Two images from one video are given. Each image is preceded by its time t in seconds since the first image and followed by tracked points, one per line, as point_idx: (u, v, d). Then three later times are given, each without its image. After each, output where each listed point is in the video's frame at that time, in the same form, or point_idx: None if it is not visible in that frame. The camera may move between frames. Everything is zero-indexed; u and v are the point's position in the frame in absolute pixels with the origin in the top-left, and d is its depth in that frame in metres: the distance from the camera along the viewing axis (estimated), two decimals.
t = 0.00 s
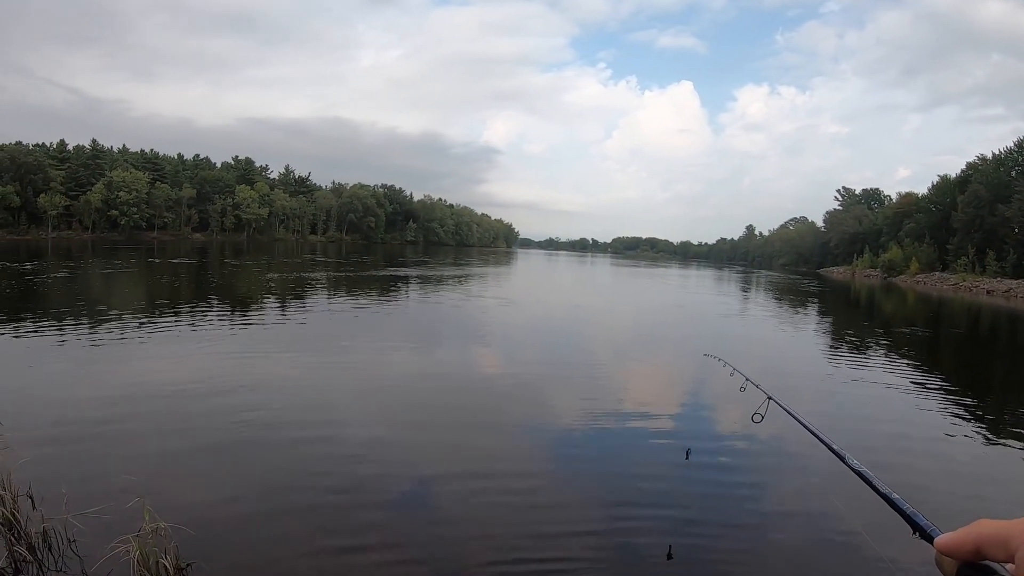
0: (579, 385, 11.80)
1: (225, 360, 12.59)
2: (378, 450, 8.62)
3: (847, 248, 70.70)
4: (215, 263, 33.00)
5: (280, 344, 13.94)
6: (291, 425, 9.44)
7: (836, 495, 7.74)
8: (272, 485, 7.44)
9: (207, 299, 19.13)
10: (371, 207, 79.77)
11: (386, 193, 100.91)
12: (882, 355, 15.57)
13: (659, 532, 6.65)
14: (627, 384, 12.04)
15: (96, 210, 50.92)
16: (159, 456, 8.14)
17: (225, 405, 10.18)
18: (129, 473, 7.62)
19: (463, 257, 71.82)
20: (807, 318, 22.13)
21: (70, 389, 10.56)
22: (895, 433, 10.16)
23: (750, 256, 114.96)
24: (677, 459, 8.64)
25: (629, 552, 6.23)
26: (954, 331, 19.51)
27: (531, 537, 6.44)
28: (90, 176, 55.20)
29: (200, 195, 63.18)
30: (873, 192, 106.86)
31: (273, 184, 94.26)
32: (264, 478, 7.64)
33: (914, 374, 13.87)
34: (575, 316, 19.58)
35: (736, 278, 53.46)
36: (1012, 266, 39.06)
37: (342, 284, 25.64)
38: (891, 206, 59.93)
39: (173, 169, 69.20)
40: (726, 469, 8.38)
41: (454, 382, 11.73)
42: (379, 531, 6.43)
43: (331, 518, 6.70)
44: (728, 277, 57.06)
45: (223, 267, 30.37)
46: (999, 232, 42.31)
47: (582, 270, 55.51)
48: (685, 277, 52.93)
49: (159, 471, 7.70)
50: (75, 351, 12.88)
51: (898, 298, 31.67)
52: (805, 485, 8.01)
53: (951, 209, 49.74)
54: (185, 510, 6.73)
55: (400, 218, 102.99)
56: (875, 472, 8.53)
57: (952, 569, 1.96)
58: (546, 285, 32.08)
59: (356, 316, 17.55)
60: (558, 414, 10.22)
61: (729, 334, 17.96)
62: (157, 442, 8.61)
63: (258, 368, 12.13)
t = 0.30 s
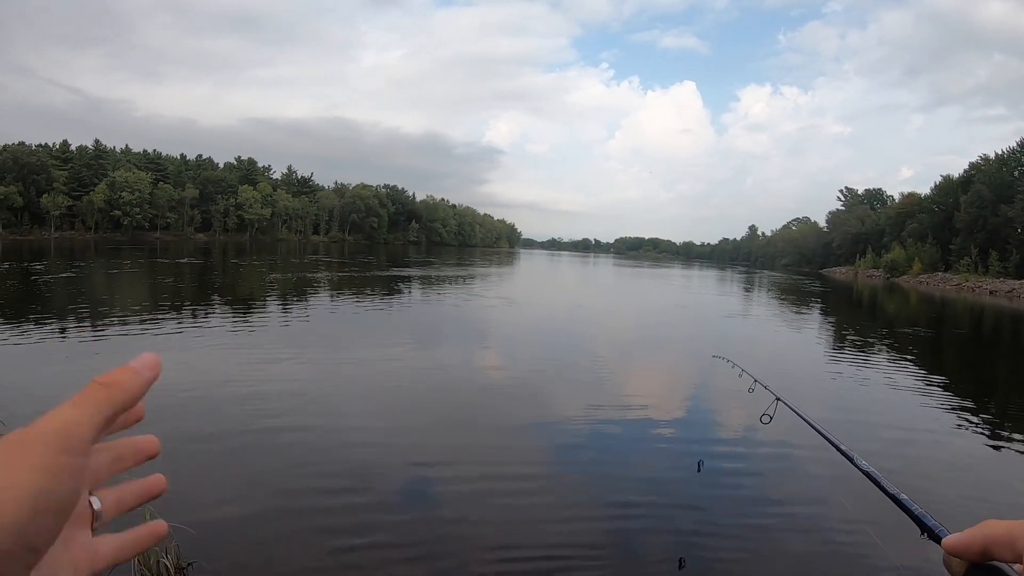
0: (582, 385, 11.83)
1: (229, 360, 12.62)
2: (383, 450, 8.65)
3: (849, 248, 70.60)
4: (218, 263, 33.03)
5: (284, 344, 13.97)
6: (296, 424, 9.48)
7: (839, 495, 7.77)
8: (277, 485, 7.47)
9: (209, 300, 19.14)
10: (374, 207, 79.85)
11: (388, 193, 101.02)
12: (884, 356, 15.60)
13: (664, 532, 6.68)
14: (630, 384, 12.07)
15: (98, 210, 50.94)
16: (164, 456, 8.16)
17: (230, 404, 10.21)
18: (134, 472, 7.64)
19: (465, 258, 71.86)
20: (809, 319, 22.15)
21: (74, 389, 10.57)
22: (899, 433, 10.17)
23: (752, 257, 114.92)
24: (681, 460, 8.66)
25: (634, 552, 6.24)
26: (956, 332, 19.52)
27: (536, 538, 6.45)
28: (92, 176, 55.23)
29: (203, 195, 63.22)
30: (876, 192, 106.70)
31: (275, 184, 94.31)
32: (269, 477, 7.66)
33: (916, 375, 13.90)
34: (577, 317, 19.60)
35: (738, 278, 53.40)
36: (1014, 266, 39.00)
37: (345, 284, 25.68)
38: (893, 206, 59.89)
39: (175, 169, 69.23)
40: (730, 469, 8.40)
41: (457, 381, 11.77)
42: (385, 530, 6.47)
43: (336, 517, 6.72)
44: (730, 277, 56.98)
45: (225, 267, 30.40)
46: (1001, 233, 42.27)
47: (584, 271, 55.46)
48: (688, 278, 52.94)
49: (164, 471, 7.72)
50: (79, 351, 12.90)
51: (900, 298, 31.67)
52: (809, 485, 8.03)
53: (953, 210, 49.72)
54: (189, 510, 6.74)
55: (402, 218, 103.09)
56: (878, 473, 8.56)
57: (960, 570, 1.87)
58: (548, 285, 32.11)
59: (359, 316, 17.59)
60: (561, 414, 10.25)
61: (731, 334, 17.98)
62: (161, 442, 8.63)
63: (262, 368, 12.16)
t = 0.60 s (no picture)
0: (583, 385, 11.84)
1: (231, 361, 12.63)
2: (384, 451, 8.66)
3: (850, 249, 70.57)
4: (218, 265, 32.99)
5: (285, 345, 14.00)
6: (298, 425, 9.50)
7: (841, 494, 7.80)
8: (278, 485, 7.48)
9: (211, 301, 19.15)
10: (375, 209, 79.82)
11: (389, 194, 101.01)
12: (885, 356, 15.63)
13: (665, 532, 6.69)
14: (632, 385, 12.07)
15: (99, 212, 50.94)
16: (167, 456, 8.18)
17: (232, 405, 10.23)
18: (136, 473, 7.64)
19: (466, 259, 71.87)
20: (810, 319, 22.17)
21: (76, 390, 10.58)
22: (901, 433, 10.19)
23: (753, 258, 114.83)
24: (683, 460, 8.69)
25: (635, 552, 6.25)
26: (957, 332, 19.56)
27: (539, 538, 6.46)
28: (93, 178, 55.28)
29: (204, 197, 63.19)
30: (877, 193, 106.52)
31: (276, 186, 94.35)
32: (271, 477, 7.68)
33: (918, 375, 13.90)
34: (578, 318, 19.60)
35: (739, 280, 53.39)
36: (1015, 267, 38.98)
37: (346, 286, 25.70)
38: (894, 207, 59.89)
39: (176, 170, 69.23)
40: (731, 469, 8.41)
41: (459, 382, 11.79)
42: (387, 530, 6.48)
43: (339, 517, 6.73)
44: (732, 278, 56.88)
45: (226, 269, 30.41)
46: (1002, 233, 42.28)
47: (585, 272, 55.49)
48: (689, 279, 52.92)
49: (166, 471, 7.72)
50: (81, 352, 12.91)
51: (902, 299, 31.66)
52: (812, 485, 8.05)
53: (954, 211, 49.73)
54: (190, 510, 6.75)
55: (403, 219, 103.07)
56: (881, 473, 8.55)
57: None
58: (549, 287, 32.10)
59: (361, 317, 17.63)
60: (564, 415, 10.26)
61: (732, 335, 18.00)
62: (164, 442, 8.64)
63: (264, 369, 12.17)
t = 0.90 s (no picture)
0: (580, 389, 11.81)
1: (227, 365, 12.58)
2: (379, 455, 8.61)
3: (848, 252, 70.70)
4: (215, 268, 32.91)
5: (281, 349, 13.94)
6: (294, 428, 9.48)
7: (838, 498, 7.78)
8: (273, 490, 7.44)
9: (207, 305, 19.10)
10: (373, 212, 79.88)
11: (387, 197, 101.01)
12: (882, 360, 15.64)
13: (663, 536, 6.67)
14: (628, 389, 12.05)
15: (96, 215, 50.90)
16: (161, 460, 8.13)
17: (227, 409, 10.19)
18: (129, 477, 7.60)
19: (464, 262, 71.88)
20: (807, 323, 22.20)
21: (70, 394, 10.53)
22: (898, 436, 10.18)
23: (751, 261, 114.92)
24: (679, 464, 8.67)
25: (634, 557, 6.24)
26: (954, 335, 19.59)
27: (538, 541, 6.46)
28: (90, 181, 55.24)
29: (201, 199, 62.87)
30: (873, 195, 106.86)
31: (274, 189, 94.35)
32: (265, 482, 7.63)
33: (915, 379, 13.90)
34: (576, 322, 19.59)
35: (737, 283, 53.43)
36: (1012, 270, 39.07)
37: (343, 289, 25.68)
38: (890, 210, 60.06)
39: (174, 173, 69.20)
40: (728, 473, 8.39)
41: (456, 386, 11.75)
42: (384, 535, 6.44)
43: (335, 521, 6.69)
44: (729, 281, 56.84)
45: (223, 272, 30.36)
46: (999, 237, 42.37)
47: (583, 276, 55.56)
48: (686, 282, 52.94)
49: (160, 476, 7.68)
50: (75, 355, 12.86)
51: (899, 302, 31.66)
52: (809, 489, 8.03)
53: (950, 214, 49.84)
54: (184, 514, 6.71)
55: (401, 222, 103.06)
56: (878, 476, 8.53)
57: None
58: (546, 291, 32.08)
59: (357, 321, 17.59)
60: (561, 419, 10.23)
61: (729, 339, 18.00)
62: (157, 446, 8.59)
63: (259, 373, 12.13)
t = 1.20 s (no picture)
0: (576, 393, 11.81)
1: (222, 367, 12.55)
2: (375, 457, 8.60)
3: (844, 256, 70.92)
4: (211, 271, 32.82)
5: (277, 351, 13.91)
6: (289, 429, 9.50)
7: (834, 501, 7.80)
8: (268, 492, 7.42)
9: (202, 307, 19.06)
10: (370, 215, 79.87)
11: (384, 200, 101.05)
12: (878, 363, 15.69)
13: (656, 535, 6.72)
14: (625, 392, 12.04)
15: (92, 216, 50.77)
16: (156, 462, 8.10)
17: (222, 411, 10.16)
18: (124, 479, 7.57)
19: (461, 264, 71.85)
20: (803, 326, 22.27)
21: (65, 396, 10.48)
22: (893, 439, 10.21)
23: (747, 265, 115.12)
24: (676, 466, 8.68)
25: (629, 557, 6.28)
26: (949, 338, 19.66)
27: (534, 540, 6.50)
28: (86, 182, 55.12)
29: (197, 201, 62.83)
30: (869, 198, 107.12)
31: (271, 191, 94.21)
32: (260, 484, 7.61)
33: (910, 382, 13.95)
34: (573, 325, 19.60)
35: (734, 287, 53.48)
36: (1007, 273, 39.20)
37: (340, 292, 25.65)
38: (886, 214, 60.25)
39: (170, 175, 69.08)
40: (724, 476, 8.40)
41: (452, 389, 11.75)
42: (380, 537, 6.42)
43: (330, 523, 6.67)
44: (725, 285, 56.92)
45: (219, 275, 30.29)
46: (994, 240, 42.54)
47: (579, 279, 55.60)
48: (683, 286, 52.96)
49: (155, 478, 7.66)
50: (70, 357, 12.81)
51: (894, 306, 31.75)
52: (805, 491, 8.04)
53: (946, 217, 50.00)
54: (179, 516, 6.68)
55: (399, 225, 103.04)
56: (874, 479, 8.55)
57: None
58: (543, 294, 32.07)
59: (354, 324, 17.56)
60: (558, 422, 10.22)
61: (726, 342, 18.04)
62: (153, 448, 8.57)
63: (255, 375, 12.10)
